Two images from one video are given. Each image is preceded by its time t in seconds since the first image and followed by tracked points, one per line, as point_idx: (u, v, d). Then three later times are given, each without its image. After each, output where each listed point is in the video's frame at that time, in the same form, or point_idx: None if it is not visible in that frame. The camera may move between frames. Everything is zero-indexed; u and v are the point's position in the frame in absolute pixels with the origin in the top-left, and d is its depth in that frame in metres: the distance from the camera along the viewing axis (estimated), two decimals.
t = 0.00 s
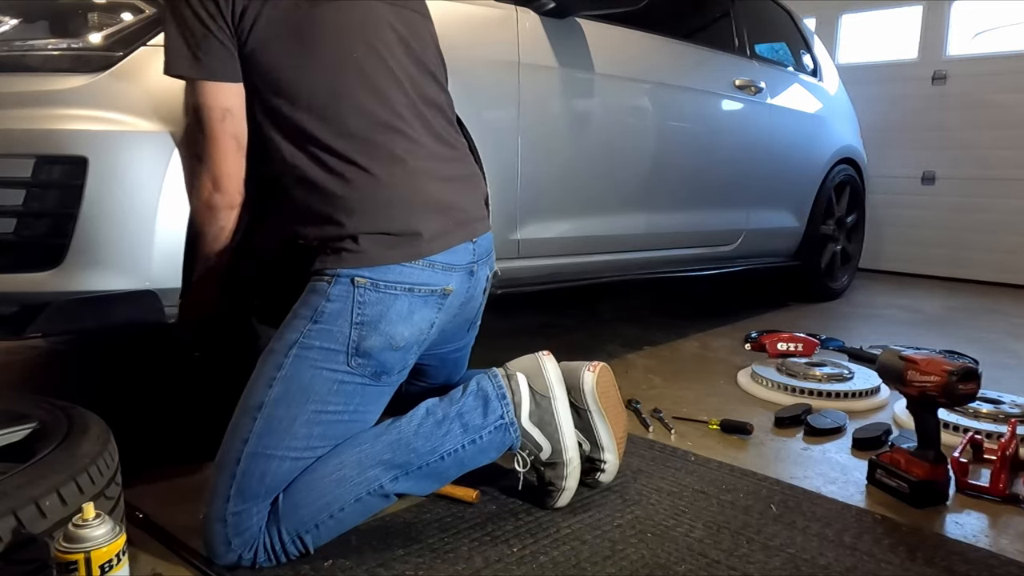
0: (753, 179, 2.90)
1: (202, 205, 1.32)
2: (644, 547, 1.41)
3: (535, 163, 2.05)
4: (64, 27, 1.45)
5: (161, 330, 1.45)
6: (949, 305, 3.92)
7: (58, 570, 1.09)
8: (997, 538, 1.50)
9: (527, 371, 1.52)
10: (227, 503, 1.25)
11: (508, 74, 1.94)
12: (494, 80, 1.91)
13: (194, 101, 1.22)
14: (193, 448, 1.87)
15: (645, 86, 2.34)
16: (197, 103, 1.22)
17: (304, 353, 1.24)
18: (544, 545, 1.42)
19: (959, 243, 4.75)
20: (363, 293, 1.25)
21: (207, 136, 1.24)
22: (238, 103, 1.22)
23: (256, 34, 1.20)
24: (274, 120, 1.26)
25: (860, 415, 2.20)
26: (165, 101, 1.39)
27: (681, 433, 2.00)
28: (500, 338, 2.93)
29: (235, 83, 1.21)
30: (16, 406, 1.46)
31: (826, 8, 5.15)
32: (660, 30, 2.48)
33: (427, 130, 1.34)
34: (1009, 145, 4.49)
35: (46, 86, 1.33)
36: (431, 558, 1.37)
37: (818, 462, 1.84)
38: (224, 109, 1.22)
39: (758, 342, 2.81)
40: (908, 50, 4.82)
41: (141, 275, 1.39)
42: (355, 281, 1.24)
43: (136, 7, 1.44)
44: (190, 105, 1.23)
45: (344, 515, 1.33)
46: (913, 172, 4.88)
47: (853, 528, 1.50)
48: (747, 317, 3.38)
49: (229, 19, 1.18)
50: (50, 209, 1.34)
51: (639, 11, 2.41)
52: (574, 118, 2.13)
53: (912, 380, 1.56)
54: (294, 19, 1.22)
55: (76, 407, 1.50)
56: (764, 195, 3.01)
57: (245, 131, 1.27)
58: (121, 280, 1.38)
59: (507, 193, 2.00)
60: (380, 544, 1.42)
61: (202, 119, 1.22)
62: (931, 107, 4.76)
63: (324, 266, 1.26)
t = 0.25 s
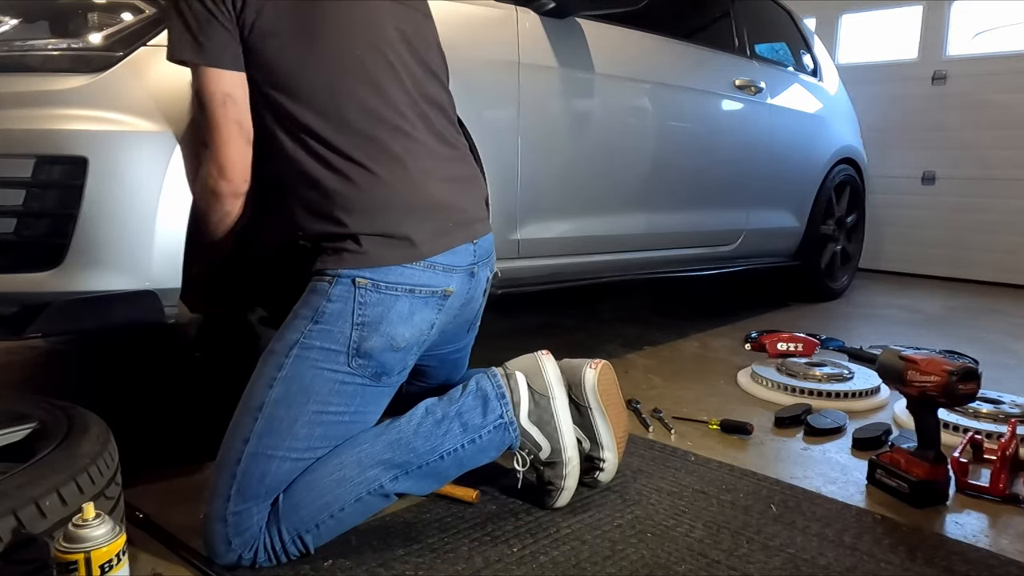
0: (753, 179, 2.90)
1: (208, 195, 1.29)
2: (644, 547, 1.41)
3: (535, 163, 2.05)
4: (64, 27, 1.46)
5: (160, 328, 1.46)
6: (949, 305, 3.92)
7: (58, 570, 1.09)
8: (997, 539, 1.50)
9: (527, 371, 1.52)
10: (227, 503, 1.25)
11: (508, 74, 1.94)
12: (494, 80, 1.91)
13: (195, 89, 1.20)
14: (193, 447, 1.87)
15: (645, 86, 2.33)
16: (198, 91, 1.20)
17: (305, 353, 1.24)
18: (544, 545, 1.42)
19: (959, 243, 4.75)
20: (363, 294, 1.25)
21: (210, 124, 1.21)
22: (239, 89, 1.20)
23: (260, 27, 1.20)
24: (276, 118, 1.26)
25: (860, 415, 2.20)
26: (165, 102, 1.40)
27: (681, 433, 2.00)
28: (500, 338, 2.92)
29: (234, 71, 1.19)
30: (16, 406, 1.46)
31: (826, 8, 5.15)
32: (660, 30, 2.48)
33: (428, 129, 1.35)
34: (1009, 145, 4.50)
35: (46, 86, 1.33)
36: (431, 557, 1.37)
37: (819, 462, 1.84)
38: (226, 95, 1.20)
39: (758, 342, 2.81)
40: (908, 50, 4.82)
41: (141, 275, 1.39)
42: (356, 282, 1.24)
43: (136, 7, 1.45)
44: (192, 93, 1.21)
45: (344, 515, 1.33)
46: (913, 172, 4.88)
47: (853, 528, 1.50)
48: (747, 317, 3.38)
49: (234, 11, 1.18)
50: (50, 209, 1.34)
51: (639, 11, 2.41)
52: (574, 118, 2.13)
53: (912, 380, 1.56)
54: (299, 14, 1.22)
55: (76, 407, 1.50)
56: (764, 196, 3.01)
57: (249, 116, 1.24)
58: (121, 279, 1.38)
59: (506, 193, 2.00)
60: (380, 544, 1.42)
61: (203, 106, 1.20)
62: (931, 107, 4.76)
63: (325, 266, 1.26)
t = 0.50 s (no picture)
0: (753, 179, 2.90)
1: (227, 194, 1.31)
2: (644, 547, 1.41)
3: (535, 163, 2.05)
4: (63, 28, 1.41)
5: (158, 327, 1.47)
6: (949, 305, 3.91)
7: (58, 570, 1.09)
8: (997, 539, 1.50)
9: (525, 366, 1.53)
10: (235, 500, 1.24)
11: (507, 74, 1.94)
12: (494, 81, 1.91)
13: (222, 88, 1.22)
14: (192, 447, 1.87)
15: (645, 86, 2.33)
16: (225, 91, 1.22)
17: (318, 353, 1.24)
18: (544, 545, 1.42)
19: (958, 243, 4.75)
20: (377, 297, 1.26)
21: (236, 123, 1.23)
22: (266, 90, 1.22)
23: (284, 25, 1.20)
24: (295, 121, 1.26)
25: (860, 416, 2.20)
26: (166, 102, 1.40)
27: (681, 433, 2.00)
28: (500, 338, 2.92)
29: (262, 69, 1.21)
30: (16, 406, 1.46)
31: (826, 8, 5.15)
32: (660, 30, 2.48)
33: (444, 133, 1.35)
34: (1009, 145, 4.50)
35: (47, 86, 1.33)
36: (431, 557, 1.37)
37: (818, 462, 1.84)
38: (252, 95, 1.22)
39: (758, 342, 2.81)
40: (908, 50, 4.82)
41: (141, 275, 1.39)
42: (370, 284, 1.25)
43: (136, 8, 1.43)
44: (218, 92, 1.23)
45: (349, 513, 1.33)
46: (914, 172, 4.88)
47: (853, 528, 1.50)
48: (747, 317, 3.38)
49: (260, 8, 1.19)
50: (51, 210, 1.34)
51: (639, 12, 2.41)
52: (574, 118, 2.13)
53: (912, 380, 1.56)
54: (321, 15, 1.23)
55: (75, 407, 1.50)
56: (764, 196, 3.01)
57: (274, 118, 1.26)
58: (121, 280, 1.38)
59: (506, 193, 2.00)
60: (380, 544, 1.42)
61: (229, 106, 1.22)
62: (931, 107, 4.76)
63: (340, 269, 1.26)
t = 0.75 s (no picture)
0: (753, 180, 2.90)
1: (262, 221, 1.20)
2: (644, 547, 1.41)
3: (535, 163, 2.05)
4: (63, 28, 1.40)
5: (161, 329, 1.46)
6: (949, 305, 3.92)
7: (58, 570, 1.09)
8: (997, 539, 1.50)
9: (522, 359, 1.54)
10: (247, 499, 1.25)
11: (507, 74, 1.94)
12: (493, 81, 1.91)
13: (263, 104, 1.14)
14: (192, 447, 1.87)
15: (645, 86, 2.33)
16: (268, 106, 1.13)
17: (343, 360, 1.25)
18: (544, 545, 1.42)
19: (958, 243, 4.75)
20: (406, 310, 1.28)
21: (277, 141, 1.14)
22: (311, 104, 1.15)
23: (333, 31, 1.18)
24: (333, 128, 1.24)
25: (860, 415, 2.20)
26: (165, 103, 1.40)
27: (681, 433, 2.00)
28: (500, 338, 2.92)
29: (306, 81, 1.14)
30: (15, 406, 1.46)
31: (826, 8, 5.15)
32: (659, 31, 2.48)
33: (477, 145, 1.35)
34: (1008, 145, 4.50)
35: (47, 86, 1.33)
36: (431, 557, 1.37)
37: (818, 462, 1.84)
38: (299, 110, 1.14)
39: (758, 342, 2.81)
40: (908, 50, 4.82)
41: (141, 275, 1.40)
42: (400, 297, 1.27)
43: (136, 7, 1.41)
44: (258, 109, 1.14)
45: (356, 512, 1.35)
46: (913, 172, 4.88)
47: (853, 528, 1.50)
48: (747, 318, 3.38)
49: (311, 10, 1.16)
50: (51, 210, 1.34)
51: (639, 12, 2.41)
52: (574, 118, 2.13)
53: (912, 380, 1.56)
54: (365, 21, 1.21)
55: (75, 407, 1.50)
56: (764, 196, 3.01)
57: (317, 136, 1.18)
58: (121, 280, 1.38)
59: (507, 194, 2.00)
60: (380, 544, 1.42)
61: (271, 121, 1.14)
62: (931, 107, 4.76)
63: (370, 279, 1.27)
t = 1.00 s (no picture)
0: (754, 180, 2.90)
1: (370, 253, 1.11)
2: (644, 547, 1.41)
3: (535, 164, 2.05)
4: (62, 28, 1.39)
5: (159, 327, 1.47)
6: (949, 305, 3.91)
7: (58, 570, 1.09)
8: (997, 538, 1.50)
9: (528, 363, 1.58)
10: (260, 500, 1.25)
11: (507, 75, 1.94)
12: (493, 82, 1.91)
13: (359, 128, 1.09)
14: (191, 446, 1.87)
15: (645, 87, 2.33)
16: (367, 128, 1.08)
17: (377, 375, 1.27)
18: (544, 545, 1.42)
19: (958, 243, 4.75)
20: (444, 332, 1.31)
21: (385, 161, 1.09)
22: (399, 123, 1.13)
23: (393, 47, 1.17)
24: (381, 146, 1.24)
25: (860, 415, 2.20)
26: (165, 103, 1.40)
27: (681, 433, 2.00)
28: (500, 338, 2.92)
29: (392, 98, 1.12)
30: (14, 406, 1.46)
31: (826, 8, 5.15)
32: (659, 31, 2.48)
33: (513, 166, 1.37)
34: (1008, 145, 4.50)
35: (46, 86, 1.32)
36: (431, 558, 1.37)
37: (818, 462, 1.84)
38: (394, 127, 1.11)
39: (758, 342, 2.81)
40: (908, 50, 4.82)
41: (140, 276, 1.41)
42: (439, 320, 1.30)
43: (136, 8, 1.41)
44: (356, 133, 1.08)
45: (363, 516, 1.36)
46: (914, 172, 4.88)
47: (853, 528, 1.50)
48: (748, 318, 3.38)
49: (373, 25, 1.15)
50: (51, 210, 1.34)
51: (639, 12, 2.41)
52: (575, 118, 2.13)
53: (912, 380, 1.56)
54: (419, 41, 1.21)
55: (74, 407, 1.50)
56: (764, 196, 3.01)
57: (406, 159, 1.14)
58: (120, 280, 1.39)
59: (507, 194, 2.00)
60: (380, 544, 1.42)
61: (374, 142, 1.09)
62: (931, 107, 4.76)
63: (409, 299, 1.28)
